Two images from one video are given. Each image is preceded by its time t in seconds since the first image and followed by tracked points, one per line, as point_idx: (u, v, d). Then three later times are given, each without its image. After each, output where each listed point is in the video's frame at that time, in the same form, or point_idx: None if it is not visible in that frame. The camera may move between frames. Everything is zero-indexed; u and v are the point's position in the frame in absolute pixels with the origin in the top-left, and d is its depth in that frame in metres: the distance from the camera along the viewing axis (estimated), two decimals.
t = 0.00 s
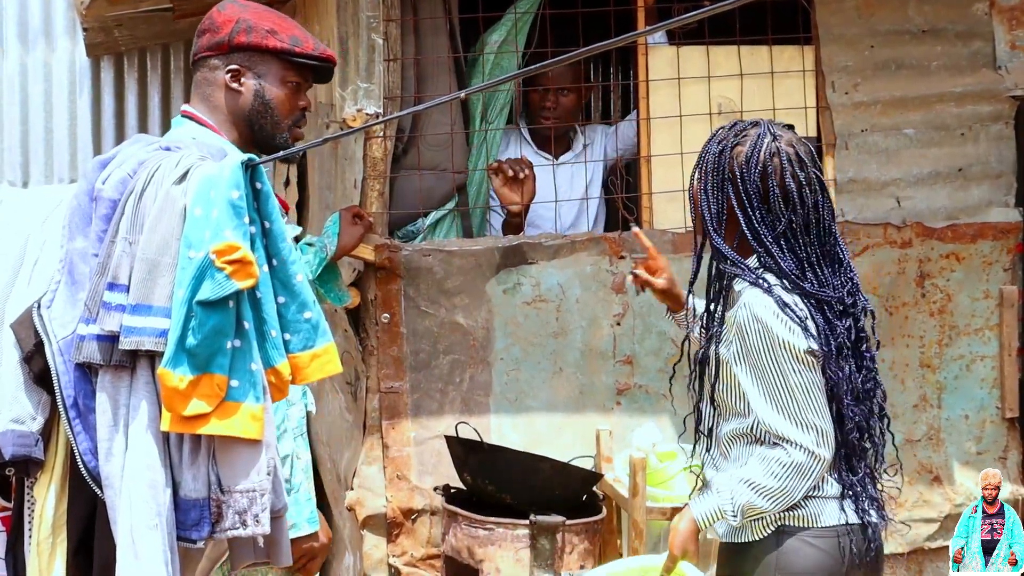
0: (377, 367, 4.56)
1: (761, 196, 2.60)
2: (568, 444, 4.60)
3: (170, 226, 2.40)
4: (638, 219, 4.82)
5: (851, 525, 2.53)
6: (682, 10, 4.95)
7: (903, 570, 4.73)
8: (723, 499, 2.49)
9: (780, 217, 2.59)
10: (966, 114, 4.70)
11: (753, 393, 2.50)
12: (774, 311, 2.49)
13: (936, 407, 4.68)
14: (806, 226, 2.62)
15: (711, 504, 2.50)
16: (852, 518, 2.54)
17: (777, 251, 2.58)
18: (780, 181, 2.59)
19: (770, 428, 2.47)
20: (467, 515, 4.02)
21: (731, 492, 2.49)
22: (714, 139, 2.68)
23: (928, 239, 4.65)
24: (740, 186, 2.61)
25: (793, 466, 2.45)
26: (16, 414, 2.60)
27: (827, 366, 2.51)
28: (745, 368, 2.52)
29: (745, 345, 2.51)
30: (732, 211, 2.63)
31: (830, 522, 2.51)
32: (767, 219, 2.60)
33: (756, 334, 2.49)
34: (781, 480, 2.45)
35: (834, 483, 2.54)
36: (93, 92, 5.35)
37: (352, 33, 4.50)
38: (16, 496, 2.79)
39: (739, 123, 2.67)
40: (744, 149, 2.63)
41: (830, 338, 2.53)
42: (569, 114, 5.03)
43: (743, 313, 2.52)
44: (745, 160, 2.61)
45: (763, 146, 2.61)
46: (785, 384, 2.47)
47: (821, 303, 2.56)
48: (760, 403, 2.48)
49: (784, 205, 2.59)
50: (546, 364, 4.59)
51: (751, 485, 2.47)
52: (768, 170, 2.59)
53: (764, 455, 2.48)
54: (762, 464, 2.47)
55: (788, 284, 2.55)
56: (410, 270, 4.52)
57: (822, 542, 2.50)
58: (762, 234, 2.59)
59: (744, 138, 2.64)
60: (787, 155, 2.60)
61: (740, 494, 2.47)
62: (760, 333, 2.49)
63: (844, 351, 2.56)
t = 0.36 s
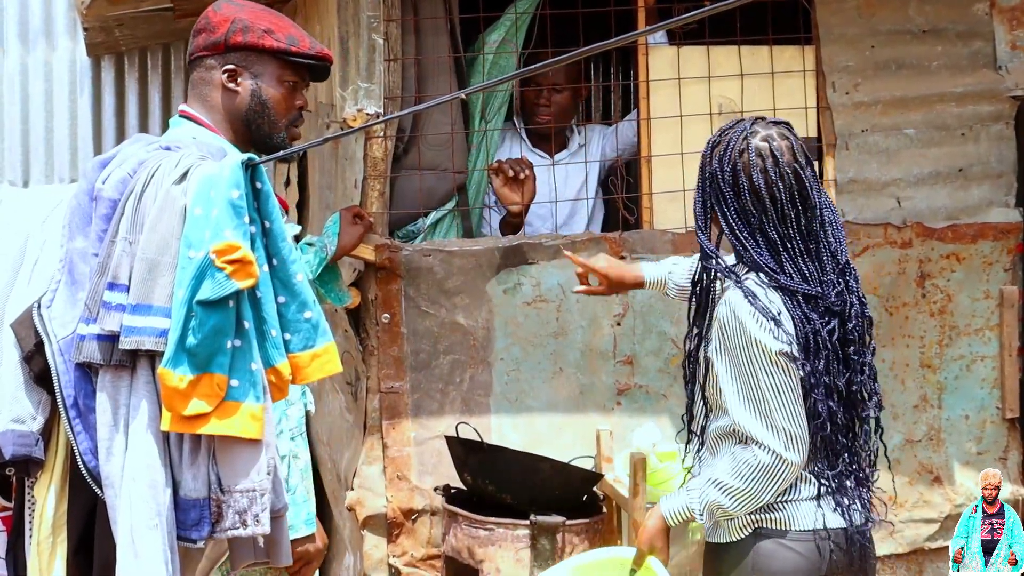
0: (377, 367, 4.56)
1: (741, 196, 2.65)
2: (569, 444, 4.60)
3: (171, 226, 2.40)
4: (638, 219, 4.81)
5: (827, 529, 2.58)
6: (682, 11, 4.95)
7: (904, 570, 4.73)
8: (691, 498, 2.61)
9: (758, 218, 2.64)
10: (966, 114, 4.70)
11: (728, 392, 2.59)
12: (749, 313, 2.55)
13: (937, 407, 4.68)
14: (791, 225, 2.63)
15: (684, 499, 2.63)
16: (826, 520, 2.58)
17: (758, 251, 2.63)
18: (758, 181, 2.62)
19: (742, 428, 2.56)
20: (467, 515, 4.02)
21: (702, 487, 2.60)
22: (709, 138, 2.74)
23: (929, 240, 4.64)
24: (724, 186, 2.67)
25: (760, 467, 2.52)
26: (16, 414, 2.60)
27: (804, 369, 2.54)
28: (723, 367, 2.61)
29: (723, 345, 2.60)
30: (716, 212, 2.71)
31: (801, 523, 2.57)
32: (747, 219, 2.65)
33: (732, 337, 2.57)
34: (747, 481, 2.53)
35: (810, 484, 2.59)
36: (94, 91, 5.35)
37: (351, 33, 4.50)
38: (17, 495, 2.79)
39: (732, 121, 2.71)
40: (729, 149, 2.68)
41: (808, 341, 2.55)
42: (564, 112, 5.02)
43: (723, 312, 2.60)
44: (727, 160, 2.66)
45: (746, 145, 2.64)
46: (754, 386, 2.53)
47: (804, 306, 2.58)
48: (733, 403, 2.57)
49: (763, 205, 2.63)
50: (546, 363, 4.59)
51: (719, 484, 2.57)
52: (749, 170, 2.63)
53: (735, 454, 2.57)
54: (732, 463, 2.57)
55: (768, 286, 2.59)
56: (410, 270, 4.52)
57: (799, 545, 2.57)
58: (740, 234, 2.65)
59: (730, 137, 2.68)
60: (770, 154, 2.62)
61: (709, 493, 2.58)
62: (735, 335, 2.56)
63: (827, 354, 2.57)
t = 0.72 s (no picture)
0: (377, 367, 4.56)
1: (723, 198, 2.63)
2: (569, 444, 4.60)
3: (171, 226, 2.41)
4: (638, 219, 4.81)
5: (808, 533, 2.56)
6: (682, 11, 4.95)
7: (903, 570, 4.73)
8: (683, 507, 2.60)
9: (741, 220, 2.61)
10: (966, 114, 4.70)
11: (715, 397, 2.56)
12: (732, 318, 2.53)
13: (936, 407, 4.68)
14: (772, 226, 2.62)
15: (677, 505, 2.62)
16: (811, 524, 2.56)
17: (740, 253, 2.60)
18: (740, 181, 2.61)
19: (728, 433, 2.54)
20: (466, 515, 4.02)
21: (693, 494, 2.59)
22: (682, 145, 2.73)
23: (929, 239, 4.63)
24: (704, 190, 2.65)
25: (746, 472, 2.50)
26: (16, 414, 2.60)
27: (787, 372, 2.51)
28: (708, 373, 2.58)
29: (708, 350, 2.58)
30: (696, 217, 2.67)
31: (784, 527, 2.55)
32: (730, 222, 2.63)
33: (716, 342, 2.55)
34: (734, 487, 2.51)
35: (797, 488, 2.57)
36: (94, 91, 5.35)
37: (351, 33, 4.51)
38: (17, 495, 2.80)
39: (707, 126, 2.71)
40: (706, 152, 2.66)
41: (790, 344, 2.53)
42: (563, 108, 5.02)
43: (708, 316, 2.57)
44: (707, 163, 2.65)
45: (725, 147, 2.63)
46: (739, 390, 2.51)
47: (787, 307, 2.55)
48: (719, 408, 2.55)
49: (745, 206, 2.61)
50: (546, 363, 4.59)
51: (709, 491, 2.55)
52: (729, 171, 2.62)
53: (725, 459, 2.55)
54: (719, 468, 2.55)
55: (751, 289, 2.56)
56: (410, 270, 4.52)
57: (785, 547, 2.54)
58: (721, 237, 2.62)
59: (706, 140, 2.67)
60: (750, 154, 2.62)
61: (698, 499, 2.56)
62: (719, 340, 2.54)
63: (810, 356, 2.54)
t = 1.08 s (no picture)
0: (376, 367, 4.56)
1: (738, 195, 2.60)
2: (568, 444, 4.60)
3: (170, 226, 2.41)
4: (638, 219, 4.82)
5: (817, 532, 2.56)
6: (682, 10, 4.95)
7: (902, 570, 4.74)
8: (686, 502, 2.60)
9: (757, 216, 2.59)
10: (965, 114, 4.70)
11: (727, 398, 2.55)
12: (752, 318, 2.52)
13: (935, 407, 4.68)
14: (789, 222, 2.61)
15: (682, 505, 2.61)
16: (820, 521, 2.56)
17: (758, 252, 2.59)
18: (755, 176, 2.59)
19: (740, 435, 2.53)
20: (465, 515, 4.02)
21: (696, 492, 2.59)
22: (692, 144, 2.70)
23: (928, 240, 4.63)
24: (719, 189, 2.62)
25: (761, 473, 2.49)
26: (15, 414, 2.60)
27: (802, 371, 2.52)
28: (723, 374, 2.57)
29: (722, 350, 2.57)
30: (712, 216, 2.64)
31: (795, 526, 2.55)
32: (747, 218, 2.60)
33: (732, 342, 2.54)
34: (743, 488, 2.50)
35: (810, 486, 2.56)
36: (93, 91, 5.35)
37: (350, 33, 4.51)
38: (17, 496, 2.80)
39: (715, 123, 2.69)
40: (717, 151, 2.64)
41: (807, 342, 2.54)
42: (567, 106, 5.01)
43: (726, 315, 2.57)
44: (720, 160, 2.62)
45: (737, 142, 2.62)
46: (754, 392, 2.50)
47: (803, 305, 2.56)
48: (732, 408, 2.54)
49: (761, 203, 2.59)
50: (545, 363, 4.59)
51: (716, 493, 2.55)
52: (744, 167, 2.59)
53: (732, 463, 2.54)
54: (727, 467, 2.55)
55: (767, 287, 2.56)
56: (409, 270, 4.52)
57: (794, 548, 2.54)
58: (740, 235, 2.60)
59: (718, 137, 2.65)
60: (763, 149, 2.60)
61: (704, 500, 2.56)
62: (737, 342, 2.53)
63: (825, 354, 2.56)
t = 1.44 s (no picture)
0: (372, 367, 4.55)
1: (738, 196, 2.67)
2: (563, 444, 4.60)
3: (164, 226, 2.40)
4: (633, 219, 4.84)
5: (841, 524, 2.61)
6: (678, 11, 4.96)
7: (897, 570, 4.75)
8: (664, 493, 2.67)
9: (759, 212, 2.66)
10: (959, 114, 4.71)
11: (735, 402, 2.56)
12: (771, 318, 2.54)
13: (930, 407, 4.69)
14: (786, 218, 2.70)
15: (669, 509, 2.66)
16: (838, 516, 2.61)
17: (765, 251, 2.65)
18: (751, 174, 2.67)
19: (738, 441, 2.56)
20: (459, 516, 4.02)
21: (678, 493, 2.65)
22: (672, 156, 2.75)
23: (922, 240, 4.65)
24: (711, 199, 2.68)
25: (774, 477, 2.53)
26: (9, 415, 2.59)
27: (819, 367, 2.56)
28: (729, 379, 2.58)
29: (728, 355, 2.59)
30: (711, 222, 2.69)
31: (818, 522, 2.59)
32: (748, 218, 2.67)
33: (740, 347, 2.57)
34: (754, 495, 2.55)
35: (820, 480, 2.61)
36: (87, 91, 5.34)
37: (346, 33, 4.50)
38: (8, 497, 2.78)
39: (695, 133, 2.76)
40: (702, 160, 2.71)
41: (819, 336, 2.59)
42: (575, 109, 5.04)
43: (740, 318, 2.58)
44: (714, 165, 2.68)
45: (726, 146, 2.70)
46: (774, 393, 2.52)
47: (813, 300, 2.62)
48: (740, 413, 2.55)
49: (759, 202, 2.67)
50: (540, 363, 4.59)
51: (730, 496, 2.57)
52: (738, 166, 2.67)
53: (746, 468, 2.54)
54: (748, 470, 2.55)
55: (779, 285, 2.61)
56: (404, 270, 4.52)
57: (819, 544, 2.58)
58: (742, 236, 2.65)
59: (704, 146, 2.72)
60: (747, 151, 2.71)
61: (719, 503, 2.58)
62: (753, 344, 2.55)
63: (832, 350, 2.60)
